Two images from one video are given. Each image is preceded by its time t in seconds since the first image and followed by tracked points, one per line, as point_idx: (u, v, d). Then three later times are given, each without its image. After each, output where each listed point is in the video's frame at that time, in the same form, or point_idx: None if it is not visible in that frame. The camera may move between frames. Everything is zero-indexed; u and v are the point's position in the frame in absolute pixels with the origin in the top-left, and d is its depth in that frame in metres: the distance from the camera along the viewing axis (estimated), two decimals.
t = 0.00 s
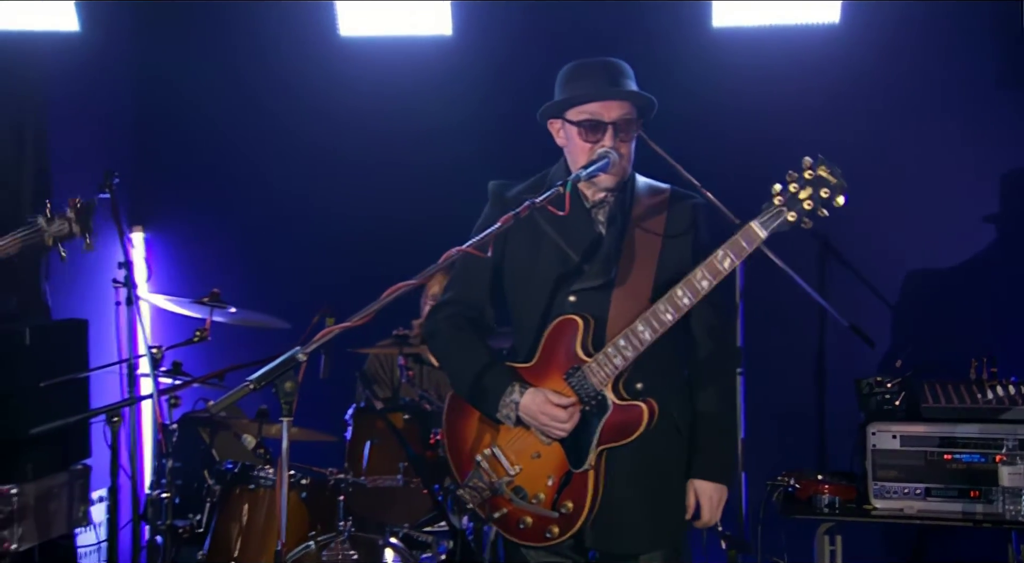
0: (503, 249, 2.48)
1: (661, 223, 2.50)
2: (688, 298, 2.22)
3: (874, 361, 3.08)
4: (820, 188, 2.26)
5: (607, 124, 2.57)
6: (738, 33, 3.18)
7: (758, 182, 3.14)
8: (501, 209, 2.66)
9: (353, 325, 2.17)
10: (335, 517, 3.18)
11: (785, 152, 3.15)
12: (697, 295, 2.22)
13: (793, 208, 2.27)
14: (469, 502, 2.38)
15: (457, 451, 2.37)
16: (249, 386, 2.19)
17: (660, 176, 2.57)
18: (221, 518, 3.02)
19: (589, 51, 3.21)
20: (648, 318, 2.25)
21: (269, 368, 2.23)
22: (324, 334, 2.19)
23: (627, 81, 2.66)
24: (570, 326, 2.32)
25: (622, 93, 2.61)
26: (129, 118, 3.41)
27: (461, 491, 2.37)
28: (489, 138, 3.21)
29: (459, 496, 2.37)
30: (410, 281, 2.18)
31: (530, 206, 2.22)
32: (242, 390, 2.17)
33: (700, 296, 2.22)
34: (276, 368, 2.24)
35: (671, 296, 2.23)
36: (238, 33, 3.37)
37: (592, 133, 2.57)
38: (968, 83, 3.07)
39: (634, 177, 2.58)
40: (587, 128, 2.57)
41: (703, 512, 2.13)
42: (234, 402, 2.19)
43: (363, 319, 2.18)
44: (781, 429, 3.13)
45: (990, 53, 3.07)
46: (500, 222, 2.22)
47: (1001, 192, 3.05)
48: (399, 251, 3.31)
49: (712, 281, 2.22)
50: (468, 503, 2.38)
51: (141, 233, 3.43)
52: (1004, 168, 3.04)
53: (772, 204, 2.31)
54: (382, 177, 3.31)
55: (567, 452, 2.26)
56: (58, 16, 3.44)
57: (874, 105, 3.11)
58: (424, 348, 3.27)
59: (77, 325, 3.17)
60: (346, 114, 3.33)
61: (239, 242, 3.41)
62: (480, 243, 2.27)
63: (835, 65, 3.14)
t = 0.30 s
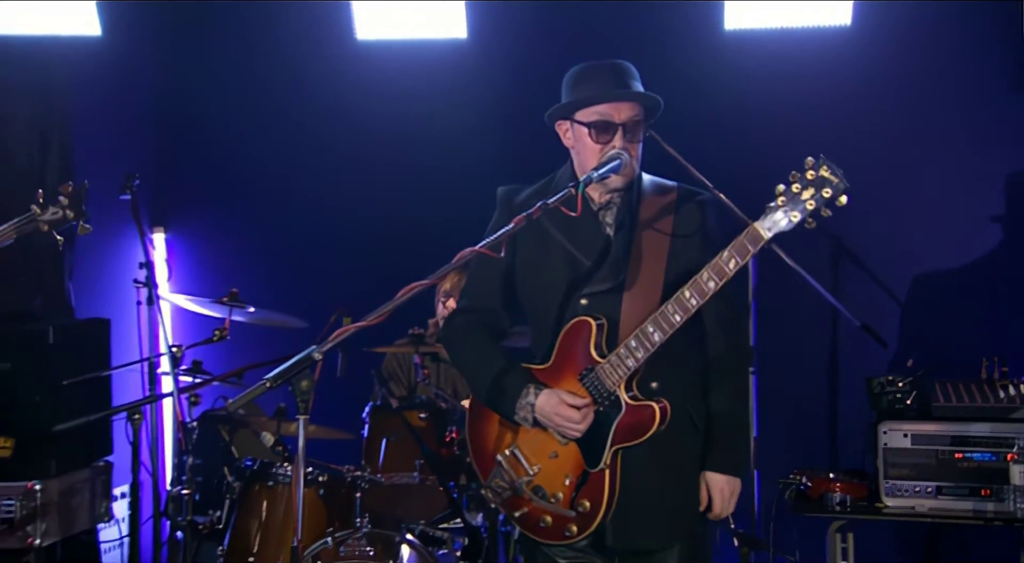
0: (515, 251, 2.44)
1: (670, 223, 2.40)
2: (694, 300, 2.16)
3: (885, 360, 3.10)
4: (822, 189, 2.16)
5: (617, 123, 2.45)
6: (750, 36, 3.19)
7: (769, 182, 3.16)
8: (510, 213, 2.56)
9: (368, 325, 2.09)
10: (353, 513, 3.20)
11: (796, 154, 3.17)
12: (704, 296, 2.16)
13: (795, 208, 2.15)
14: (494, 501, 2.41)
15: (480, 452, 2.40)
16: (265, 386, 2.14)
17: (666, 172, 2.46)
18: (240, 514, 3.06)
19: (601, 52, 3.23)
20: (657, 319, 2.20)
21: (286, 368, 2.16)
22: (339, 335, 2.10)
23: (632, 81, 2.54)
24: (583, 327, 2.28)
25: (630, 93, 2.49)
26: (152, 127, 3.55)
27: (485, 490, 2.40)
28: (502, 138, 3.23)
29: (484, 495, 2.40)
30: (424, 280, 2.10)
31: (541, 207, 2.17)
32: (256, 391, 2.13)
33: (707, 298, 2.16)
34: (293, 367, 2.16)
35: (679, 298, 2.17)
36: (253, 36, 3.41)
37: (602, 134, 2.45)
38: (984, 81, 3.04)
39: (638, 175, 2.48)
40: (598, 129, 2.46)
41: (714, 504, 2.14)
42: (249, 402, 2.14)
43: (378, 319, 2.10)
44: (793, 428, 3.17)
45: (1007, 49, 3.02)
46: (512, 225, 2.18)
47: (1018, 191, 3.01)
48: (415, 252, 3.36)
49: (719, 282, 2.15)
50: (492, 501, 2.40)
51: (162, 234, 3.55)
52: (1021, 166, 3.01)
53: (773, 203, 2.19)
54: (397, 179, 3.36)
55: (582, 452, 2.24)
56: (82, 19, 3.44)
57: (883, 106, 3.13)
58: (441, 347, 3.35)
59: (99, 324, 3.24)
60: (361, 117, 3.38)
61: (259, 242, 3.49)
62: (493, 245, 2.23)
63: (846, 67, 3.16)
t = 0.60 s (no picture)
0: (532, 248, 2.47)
1: (688, 223, 2.38)
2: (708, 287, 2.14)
3: (897, 359, 3.13)
4: (835, 175, 2.11)
5: (639, 129, 2.40)
6: (762, 38, 3.22)
7: (780, 181, 3.20)
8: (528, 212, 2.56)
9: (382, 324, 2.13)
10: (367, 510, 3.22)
11: (808, 154, 3.19)
12: (717, 283, 2.15)
13: (807, 195, 2.11)
14: (505, 497, 2.37)
15: (492, 447, 2.40)
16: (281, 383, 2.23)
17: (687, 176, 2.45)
18: (259, 510, 3.10)
19: (614, 56, 3.27)
20: (670, 308, 2.18)
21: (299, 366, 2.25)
22: (353, 333, 2.19)
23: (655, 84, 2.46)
24: (595, 318, 2.26)
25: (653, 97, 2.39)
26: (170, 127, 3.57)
27: (496, 485, 2.38)
28: (518, 141, 3.29)
29: (494, 490, 2.38)
30: (437, 280, 2.12)
31: (555, 208, 2.19)
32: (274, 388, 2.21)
33: (720, 284, 2.14)
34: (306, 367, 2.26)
35: (692, 285, 2.16)
36: (272, 40, 3.47)
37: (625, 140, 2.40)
38: (993, 84, 3.08)
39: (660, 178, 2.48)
40: (621, 134, 2.40)
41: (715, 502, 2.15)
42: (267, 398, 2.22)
43: (391, 318, 2.12)
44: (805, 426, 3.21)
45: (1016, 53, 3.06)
46: (527, 223, 2.22)
47: None
48: (430, 252, 3.40)
49: (731, 268, 2.13)
50: (503, 497, 2.37)
51: (182, 234, 3.58)
52: None
53: (787, 191, 2.15)
54: (414, 180, 3.41)
55: (593, 442, 2.22)
56: (86, 15, 3.49)
57: (892, 106, 3.16)
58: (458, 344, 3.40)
59: (122, 323, 3.29)
60: (379, 119, 3.43)
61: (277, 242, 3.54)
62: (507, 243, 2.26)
63: (857, 70, 3.18)
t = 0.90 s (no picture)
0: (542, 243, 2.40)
1: (703, 225, 2.33)
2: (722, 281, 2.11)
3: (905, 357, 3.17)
4: (853, 173, 2.10)
5: (658, 128, 2.38)
6: (771, 41, 3.26)
7: (789, 181, 3.23)
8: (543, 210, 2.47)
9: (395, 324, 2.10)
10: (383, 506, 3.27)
11: (818, 155, 3.22)
12: (731, 279, 2.11)
13: (825, 192, 2.10)
14: (509, 490, 2.35)
15: (497, 440, 2.37)
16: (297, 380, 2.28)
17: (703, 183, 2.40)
18: (277, 506, 3.17)
19: (625, 58, 3.30)
20: (683, 302, 2.15)
21: (314, 365, 2.27)
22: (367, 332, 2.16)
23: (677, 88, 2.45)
24: (606, 313, 2.25)
25: (673, 99, 2.39)
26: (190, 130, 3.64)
27: (500, 479, 2.35)
28: (530, 142, 3.33)
29: (498, 483, 2.35)
30: (450, 280, 2.08)
31: (565, 208, 2.23)
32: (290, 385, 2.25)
33: (735, 280, 2.11)
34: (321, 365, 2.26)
35: (705, 279, 2.13)
36: (287, 44, 3.52)
37: (644, 138, 2.40)
38: (1001, 85, 3.10)
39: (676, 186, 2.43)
40: (639, 132, 2.40)
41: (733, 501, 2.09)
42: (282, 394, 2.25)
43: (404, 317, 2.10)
44: (813, 423, 3.26)
45: None
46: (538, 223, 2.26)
47: None
48: (444, 252, 3.46)
49: (747, 265, 2.11)
50: (507, 491, 2.35)
51: (202, 235, 3.66)
52: None
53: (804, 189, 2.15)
54: (427, 181, 3.47)
55: (601, 437, 2.20)
56: (106, 15, 3.49)
57: (899, 106, 3.19)
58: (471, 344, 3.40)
59: (143, 321, 3.38)
60: (393, 121, 3.49)
61: (293, 242, 3.62)
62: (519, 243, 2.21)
63: (866, 72, 3.22)
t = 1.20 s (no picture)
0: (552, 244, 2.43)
1: (708, 225, 2.37)
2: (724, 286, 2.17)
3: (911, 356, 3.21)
4: (855, 181, 2.10)
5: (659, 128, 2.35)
6: (779, 44, 3.30)
7: (797, 181, 3.27)
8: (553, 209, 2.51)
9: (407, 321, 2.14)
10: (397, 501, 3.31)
11: (826, 157, 3.26)
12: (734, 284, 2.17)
13: (826, 200, 2.11)
14: (519, 487, 2.41)
15: (508, 439, 2.44)
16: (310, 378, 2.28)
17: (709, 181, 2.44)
18: (292, 501, 3.23)
19: (636, 62, 3.35)
20: (687, 306, 2.20)
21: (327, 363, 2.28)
22: (380, 330, 2.21)
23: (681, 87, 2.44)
24: (612, 314, 2.29)
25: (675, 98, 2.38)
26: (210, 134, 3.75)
27: (510, 475, 2.41)
28: (542, 145, 3.39)
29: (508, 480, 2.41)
30: (461, 279, 2.13)
31: (574, 210, 2.27)
32: (303, 383, 2.27)
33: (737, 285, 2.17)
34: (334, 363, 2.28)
35: (709, 285, 2.19)
36: (304, 49, 3.62)
37: (646, 137, 2.37)
38: (1007, 88, 3.15)
39: (681, 184, 2.48)
40: (641, 130, 2.37)
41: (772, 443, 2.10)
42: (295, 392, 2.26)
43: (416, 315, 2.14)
44: (821, 422, 3.30)
45: None
46: (548, 224, 2.29)
47: None
48: (456, 252, 3.51)
49: (749, 270, 2.17)
50: (517, 487, 2.41)
51: (220, 235, 3.74)
52: None
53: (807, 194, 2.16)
54: (440, 182, 3.53)
55: (608, 437, 2.26)
56: (126, 15, 3.56)
57: (907, 107, 3.23)
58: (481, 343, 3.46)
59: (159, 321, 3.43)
60: (406, 124, 3.55)
61: (308, 242, 3.68)
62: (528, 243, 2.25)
63: (873, 74, 3.26)
